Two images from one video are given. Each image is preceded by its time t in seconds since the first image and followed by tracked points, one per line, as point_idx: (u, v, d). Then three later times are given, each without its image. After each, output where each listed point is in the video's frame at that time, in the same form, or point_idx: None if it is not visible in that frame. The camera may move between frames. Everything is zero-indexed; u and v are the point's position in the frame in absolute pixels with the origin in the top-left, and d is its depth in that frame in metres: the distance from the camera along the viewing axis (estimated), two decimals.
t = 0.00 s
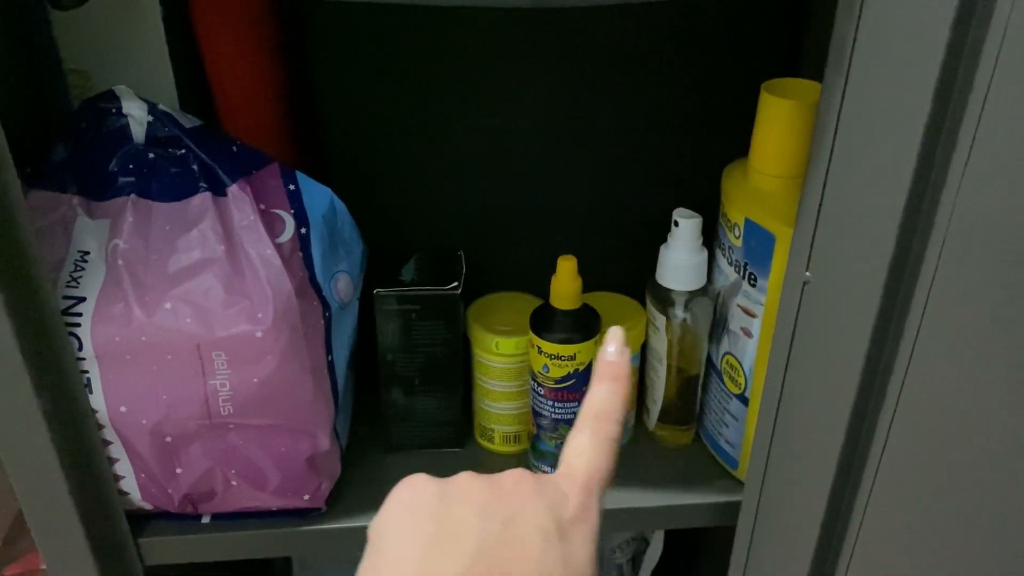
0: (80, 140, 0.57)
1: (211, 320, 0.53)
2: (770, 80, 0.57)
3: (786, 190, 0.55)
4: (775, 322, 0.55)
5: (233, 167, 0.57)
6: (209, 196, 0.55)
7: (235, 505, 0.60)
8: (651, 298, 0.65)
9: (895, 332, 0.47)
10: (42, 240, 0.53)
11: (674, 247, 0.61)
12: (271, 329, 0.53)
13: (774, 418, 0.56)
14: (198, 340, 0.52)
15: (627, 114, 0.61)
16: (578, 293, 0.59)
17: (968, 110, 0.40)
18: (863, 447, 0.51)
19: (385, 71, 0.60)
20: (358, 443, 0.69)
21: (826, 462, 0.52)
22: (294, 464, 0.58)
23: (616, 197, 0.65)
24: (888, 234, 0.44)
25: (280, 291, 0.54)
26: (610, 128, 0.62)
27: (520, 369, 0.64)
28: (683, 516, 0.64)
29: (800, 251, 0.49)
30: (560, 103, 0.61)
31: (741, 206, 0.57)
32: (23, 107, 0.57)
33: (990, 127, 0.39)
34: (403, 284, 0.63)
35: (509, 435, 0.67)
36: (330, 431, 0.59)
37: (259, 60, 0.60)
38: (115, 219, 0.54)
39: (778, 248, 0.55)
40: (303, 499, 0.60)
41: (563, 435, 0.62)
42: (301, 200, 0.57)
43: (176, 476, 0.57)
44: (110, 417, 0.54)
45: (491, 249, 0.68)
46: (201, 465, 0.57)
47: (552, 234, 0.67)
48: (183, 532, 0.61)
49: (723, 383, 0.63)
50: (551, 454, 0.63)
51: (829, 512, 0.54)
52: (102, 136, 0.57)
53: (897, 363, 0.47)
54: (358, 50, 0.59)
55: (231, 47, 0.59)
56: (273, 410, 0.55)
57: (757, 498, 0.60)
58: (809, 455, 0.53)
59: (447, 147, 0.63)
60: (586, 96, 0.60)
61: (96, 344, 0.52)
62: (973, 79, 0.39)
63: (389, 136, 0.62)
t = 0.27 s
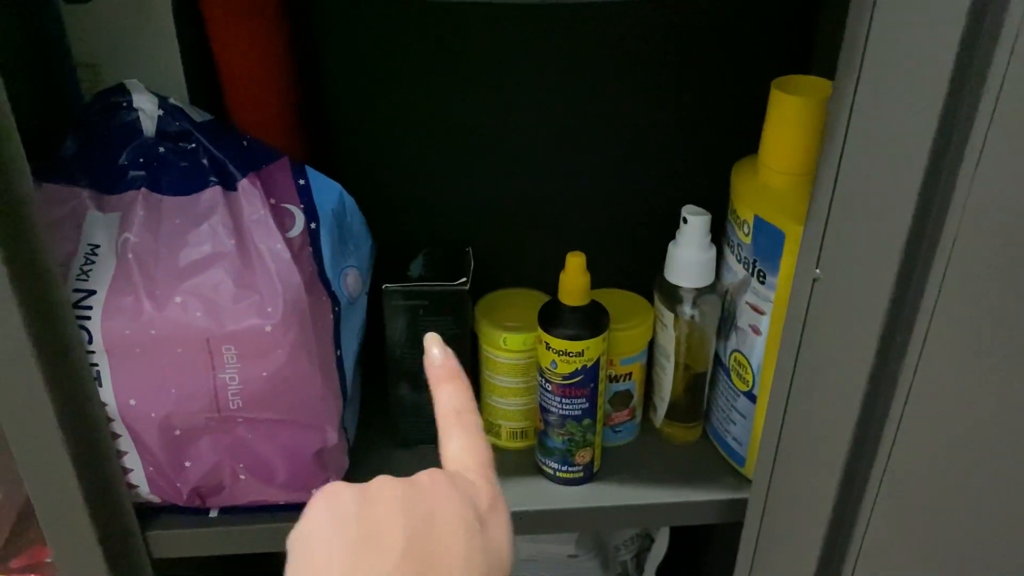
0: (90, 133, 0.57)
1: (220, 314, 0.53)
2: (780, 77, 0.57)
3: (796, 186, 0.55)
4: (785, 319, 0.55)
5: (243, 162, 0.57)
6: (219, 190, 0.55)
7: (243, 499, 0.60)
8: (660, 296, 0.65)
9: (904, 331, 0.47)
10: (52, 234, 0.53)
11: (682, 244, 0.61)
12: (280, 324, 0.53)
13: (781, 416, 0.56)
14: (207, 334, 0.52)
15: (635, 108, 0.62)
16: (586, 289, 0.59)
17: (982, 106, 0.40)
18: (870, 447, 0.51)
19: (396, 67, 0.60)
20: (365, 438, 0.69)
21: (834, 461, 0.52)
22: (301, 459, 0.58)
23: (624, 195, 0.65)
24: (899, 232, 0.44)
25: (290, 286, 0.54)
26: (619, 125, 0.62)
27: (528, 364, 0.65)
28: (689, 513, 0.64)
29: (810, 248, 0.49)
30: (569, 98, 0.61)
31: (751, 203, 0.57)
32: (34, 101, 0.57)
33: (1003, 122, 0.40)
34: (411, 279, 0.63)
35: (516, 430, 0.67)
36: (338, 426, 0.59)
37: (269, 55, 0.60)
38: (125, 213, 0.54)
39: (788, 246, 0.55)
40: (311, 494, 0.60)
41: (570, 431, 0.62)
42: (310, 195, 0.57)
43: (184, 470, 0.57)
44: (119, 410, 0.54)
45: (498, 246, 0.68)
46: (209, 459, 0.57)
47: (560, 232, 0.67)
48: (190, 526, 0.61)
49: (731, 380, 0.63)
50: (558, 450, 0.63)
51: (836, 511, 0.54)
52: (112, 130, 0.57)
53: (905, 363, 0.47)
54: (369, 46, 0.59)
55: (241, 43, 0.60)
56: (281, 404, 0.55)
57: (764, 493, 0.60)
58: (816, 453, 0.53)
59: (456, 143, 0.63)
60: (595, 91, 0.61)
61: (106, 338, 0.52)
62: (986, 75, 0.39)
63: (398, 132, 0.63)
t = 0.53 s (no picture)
0: (104, 127, 0.57)
1: (233, 308, 0.53)
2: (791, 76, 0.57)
3: (807, 185, 0.55)
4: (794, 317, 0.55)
5: (256, 156, 0.57)
6: (232, 184, 0.56)
7: (253, 491, 0.60)
8: (670, 293, 0.65)
9: (914, 332, 0.47)
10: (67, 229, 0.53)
11: (693, 242, 0.61)
12: (292, 318, 0.53)
13: (790, 413, 0.56)
14: (220, 328, 0.53)
15: (646, 106, 0.62)
16: (595, 284, 0.59)
17: (995, 108, 0.40)
18: (879, 447, 0.51)
19: (407, 64, 0.60)
20: (375, 432, 0.69)
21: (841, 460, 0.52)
22: (312, 452, 0.58)
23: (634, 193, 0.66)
24: (911, 233, 0.44)
25: (302, 281, 0.54)
26: (630, 123, 0.62)
27: (537, 360, 0.65)
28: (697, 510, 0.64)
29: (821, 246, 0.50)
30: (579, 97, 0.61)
31: (762, 201, 0.57)
32: (49, 96, 0.58)
33: (1017, 124, 0.40)
34: (422, 274, 0.63)
35: (524, 426, 0.68)
36: (349, 420, 0.59)
37: (282, 51, 0.60)
38: (139, 207, 0.55)
39: (798, 244, 0.55)
40: (321, 487, 0.61)
41: (579, 427, 0.63)
42: (322, 190, 0.58)
43: (195, 462, 0.58)
44: (132, 402, 0.54)
45: (509, 242, 0.68)
46: (220, 451, 0.57)
47: (570, 229, 0.67)
48: (202, 517, 0.61)
49: (740, 377, 0.63)
50: (566, 446, 0.64)
51: (843, 509, 0.54)
52: (126, 124, 0.57)
53: (914, 363, 0.47)
54: (381, 43, 0.59)
55: (254, 38, 0.60)
56: (292, 397, 0.56)
57: (772, 490, 0.60)
58: (825, 452, 0.53)
59: (467, 140, 0.63)
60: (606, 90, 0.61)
61: (120, 331, 0.52)
62: (1000, 76, 0.39)
63: (409, 129, 0.63)
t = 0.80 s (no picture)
0: (102, 122, 0.57)
1: (229, 304, 0.53)
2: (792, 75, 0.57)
3: (805, 185, 0.55)
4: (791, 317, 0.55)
5: (254, 153, 0.58)
6: (230, 181, 0.56)
7: (250, 486, 0.61)
8: (666, 291, 0.65)
9: (908, 334, 0.47)
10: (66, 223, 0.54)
11: (690, 241, 0.61)
12: (288, 314, 0.53)
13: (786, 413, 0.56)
14: (216, 323, 0.53)
15: (646, 104, 0.62)
16: (592, 282, 0.59)
17: (991, 111, 0.40)
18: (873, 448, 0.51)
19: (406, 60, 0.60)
20: (372, 428, 0.69)
21: (835, 461, 0.52)
22: (308, 447, 0.59)
23: (632, 190, 0.66)
24: (906, 235, 0.44)
25: (298, 276, 0.54)
26: (628, 121, 0.62)
27: (534, 358, 0.65)
28: (693, 508, 0.64)
29: (818, 245, 0.50)
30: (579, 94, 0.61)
31: (760, 201, 0.57)
32: (48, 90, 0.58)
33: (1013, 126, 0.39)
34: (419, 271, 0.63)
35: (520, 423, 0.68)
36: (345, 416, 0.59)
37: (280, 47, 0.60)
38: (137, 201, 0.55)
39: (795, 244, 0.54)
40: (317, 482, 0.61)
41: (575, 425, 0.63)
42: (320, 186, 0.58)
43: (192, 457, 0.58)
44: (128, 397, 0.55)
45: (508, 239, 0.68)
46: (217, 446, 0.58)
47: (569, 227, 0.67)
48: (198, 511, 0.62)
49: (737, 376, 0.63)
50: (562, 444, 0.64)
51: (837, 510, 0.54)
52: (124, 119, 0.57)
53: (909, 366, 0.47)
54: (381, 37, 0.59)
55: (252, 34, 0.60)
56: (289, 393, 0.56)
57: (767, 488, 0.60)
58: (820, 452, 0.53)
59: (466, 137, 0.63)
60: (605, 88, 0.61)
61: (116, 326, 0.53)
62: (996, 79, 0.39)
63: (408, 125, 0.63)
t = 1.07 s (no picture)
0: (115, 100, 0.57)
1: (243, 285, 0.53)
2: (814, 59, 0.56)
3: (827, 171, 0.54)
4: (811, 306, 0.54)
5: (268, 133, 0.57)
6: (244, 161, 0.55)
7: (262, 470, 0.60)
8: (683, 279, 0.64)
9: (931, 325, 0.46)
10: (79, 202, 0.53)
11: (707, 226, 0.61)
12: (303, 297, 0.53)
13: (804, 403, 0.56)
14: (230, 306, 0.53)
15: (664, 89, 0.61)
16: (609, 269, 0.58)
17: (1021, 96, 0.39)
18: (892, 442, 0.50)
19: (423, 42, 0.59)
20: (385, 413, 0.69)
21: (854, 454, 0.51)
22: (320, 431, 0.58)
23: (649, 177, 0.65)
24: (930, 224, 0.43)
25: (313, 259, 0.54)
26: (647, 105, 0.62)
27: (548, 345, 0.64)
28: (706, 498, 0.64)
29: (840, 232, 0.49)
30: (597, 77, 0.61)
31: (781, 187, 0.56)
32: (63, 69, 0.58)
33: None
34: (434, 256, 0.63)
35: (534, 411, 0.67)
36: (357, 401, 0.59)
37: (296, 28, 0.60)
38: (151, 182, 0.55)
39: (816, 231, 0.54)
40: (330, 467, 0.60)
41: (589, 413, 0.62)
42: (335, 168, 0.57)
43: (204, 439, 0.58)
44: (141, 378, 0.54)
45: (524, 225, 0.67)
46: (230, 429, 0.57)
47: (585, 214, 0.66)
48: (210, 495, 0.61)
49: (753, 365, 0.62)
50: (575, 432, 0.63)
51: (854, 503, 0.53)
52: (138, 99, 0.57)
53: (930, 358, 0.46)
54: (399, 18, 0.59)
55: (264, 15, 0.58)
56: (301, 376, 0.56)
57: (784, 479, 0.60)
58: (839, 444, 0.52)
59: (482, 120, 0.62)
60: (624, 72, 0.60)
61: (129, 306, 0.52)
62: None
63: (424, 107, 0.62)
